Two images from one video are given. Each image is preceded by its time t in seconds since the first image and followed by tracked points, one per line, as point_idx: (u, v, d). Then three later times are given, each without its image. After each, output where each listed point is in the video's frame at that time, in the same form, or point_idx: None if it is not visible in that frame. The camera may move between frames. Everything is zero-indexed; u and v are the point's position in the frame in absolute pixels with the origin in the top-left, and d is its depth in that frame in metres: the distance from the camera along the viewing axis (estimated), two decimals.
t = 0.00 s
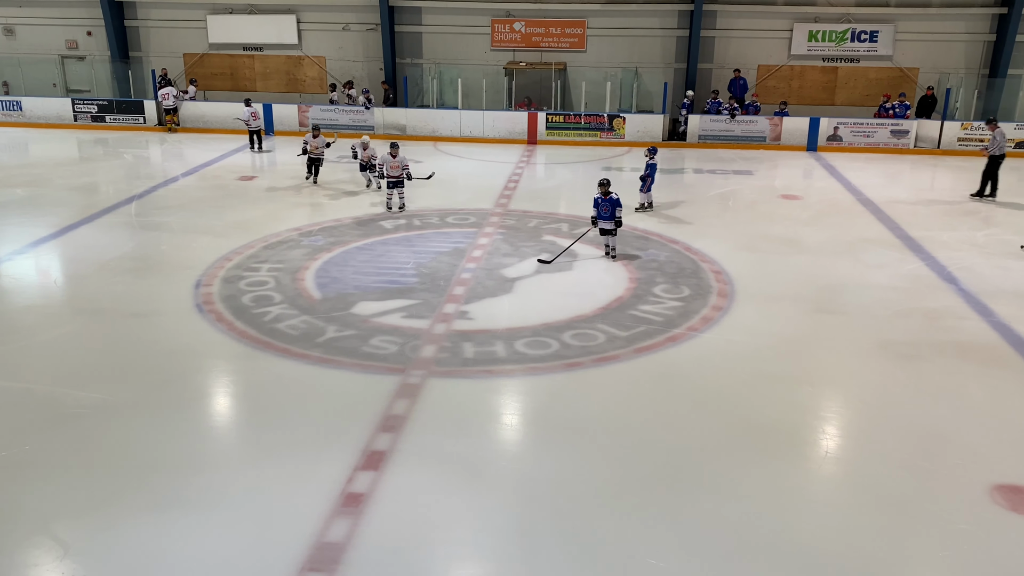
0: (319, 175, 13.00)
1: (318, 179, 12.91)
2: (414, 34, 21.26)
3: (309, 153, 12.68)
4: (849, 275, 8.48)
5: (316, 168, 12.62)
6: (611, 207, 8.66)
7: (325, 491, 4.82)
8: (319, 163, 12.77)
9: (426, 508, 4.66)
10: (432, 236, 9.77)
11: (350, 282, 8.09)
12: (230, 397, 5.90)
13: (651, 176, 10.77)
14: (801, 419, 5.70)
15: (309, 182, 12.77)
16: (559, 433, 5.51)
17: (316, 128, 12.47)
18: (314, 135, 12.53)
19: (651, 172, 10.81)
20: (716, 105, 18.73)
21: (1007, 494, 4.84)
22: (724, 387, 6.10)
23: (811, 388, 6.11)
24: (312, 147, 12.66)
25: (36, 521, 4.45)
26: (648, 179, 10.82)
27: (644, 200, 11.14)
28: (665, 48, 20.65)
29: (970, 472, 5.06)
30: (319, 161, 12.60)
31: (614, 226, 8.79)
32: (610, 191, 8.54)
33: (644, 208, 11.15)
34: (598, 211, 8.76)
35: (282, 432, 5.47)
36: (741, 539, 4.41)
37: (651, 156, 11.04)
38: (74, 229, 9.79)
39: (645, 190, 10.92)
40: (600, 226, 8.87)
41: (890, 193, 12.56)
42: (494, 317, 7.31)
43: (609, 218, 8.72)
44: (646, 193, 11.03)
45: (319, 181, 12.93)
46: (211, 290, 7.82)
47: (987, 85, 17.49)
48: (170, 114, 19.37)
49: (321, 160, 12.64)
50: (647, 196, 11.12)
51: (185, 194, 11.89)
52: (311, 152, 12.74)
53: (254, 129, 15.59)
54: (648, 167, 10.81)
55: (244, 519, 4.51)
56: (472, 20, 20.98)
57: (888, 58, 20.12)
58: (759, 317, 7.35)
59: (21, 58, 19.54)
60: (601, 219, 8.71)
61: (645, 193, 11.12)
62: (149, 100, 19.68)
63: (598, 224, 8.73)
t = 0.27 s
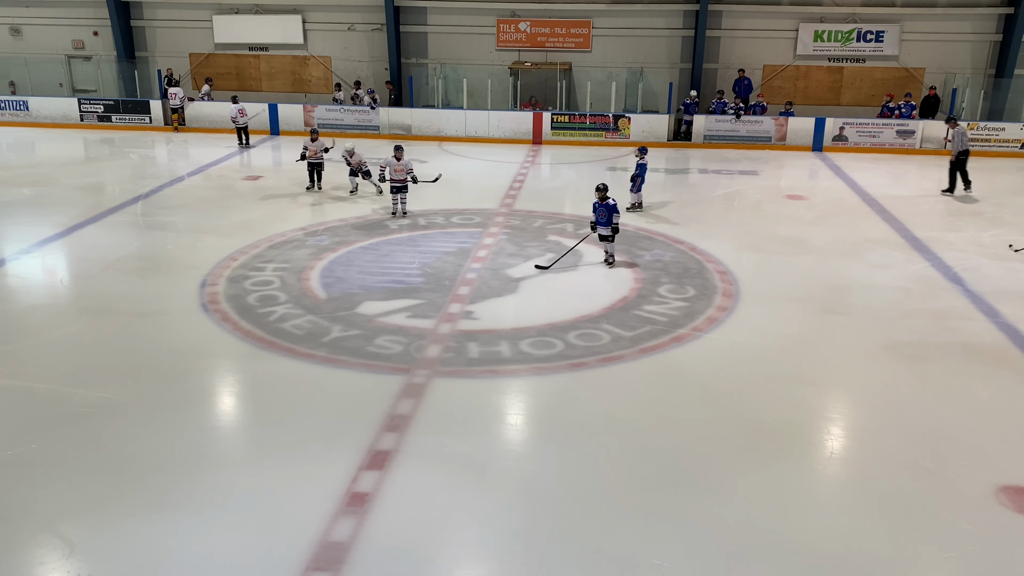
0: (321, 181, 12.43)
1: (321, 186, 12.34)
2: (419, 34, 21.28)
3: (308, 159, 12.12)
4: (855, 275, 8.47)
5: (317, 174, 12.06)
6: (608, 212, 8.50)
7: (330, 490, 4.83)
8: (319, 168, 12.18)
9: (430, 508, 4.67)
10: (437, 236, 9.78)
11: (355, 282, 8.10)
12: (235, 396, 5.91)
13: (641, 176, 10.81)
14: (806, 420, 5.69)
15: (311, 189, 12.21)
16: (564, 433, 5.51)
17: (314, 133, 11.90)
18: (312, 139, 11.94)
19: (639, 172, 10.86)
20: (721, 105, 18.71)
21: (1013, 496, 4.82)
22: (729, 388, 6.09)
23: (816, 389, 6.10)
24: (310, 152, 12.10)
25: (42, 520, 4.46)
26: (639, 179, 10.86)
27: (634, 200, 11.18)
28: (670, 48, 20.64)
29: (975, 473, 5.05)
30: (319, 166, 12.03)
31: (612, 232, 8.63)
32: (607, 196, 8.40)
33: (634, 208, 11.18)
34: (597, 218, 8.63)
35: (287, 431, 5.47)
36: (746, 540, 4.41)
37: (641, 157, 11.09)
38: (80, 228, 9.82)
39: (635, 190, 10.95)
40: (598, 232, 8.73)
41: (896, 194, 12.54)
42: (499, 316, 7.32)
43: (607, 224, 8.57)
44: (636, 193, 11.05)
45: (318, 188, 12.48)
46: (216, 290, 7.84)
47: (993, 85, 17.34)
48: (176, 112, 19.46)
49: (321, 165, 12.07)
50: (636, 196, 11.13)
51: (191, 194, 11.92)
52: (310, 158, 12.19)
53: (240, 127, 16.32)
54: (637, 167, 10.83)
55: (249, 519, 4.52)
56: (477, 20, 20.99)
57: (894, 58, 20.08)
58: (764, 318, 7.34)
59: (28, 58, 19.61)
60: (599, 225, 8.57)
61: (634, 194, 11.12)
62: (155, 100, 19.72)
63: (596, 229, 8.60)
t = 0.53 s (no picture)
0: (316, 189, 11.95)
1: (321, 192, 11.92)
2: (423, 34, 21.30)
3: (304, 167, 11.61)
4: (859, 275, 8.45)
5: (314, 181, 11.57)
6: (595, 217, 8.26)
7: (333, 490, 4.83)
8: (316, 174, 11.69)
9: (432, 508, 4.67)
10: (441, 236, 9.78)
11: (358, 282, 8.10)
12: (238, 396, 5.92)
13: (630, 176, 10.80)
14: (809, 420, 5.68)
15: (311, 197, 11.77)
16: (566, 434, 5.50)
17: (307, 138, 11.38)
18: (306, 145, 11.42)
19: (629, 172, 10.85)
20: (725, 105, 18.69)
21: (1017, 497, 4.81)
22: (731, 388, 6.09)
23: (819, 389, 6.09)
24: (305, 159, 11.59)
25: (45, 519, 4.46)
26: (627, 179, 10.84)
27: (622, 200, 11.17)
28: (674, 48, 20.63)
29: (979, 474, 5.04)
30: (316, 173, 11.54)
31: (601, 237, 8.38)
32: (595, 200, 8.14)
33: (622, 208, 11.17)
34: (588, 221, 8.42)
35: (290, 431, 5.47)
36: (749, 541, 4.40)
37: (630, 157, 11.08)
38: (85, 228, 9.85)
39: (624, 190, 10.94)
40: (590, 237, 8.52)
41: (900, 194, 12.51)
42: (502, 316, 7.32)
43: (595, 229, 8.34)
44: (625, 192, 11.04)
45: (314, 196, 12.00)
46: (220, 290, 7.85)
47: (997, 85, 17.43)
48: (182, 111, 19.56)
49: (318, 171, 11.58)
50: (625, 196, 11.15)
51: (195, 194, 11.93)
52: (306, 165, 11.67)
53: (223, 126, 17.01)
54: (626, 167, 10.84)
55: (252, 518, 4.52)
56: (481, 20, 21.00)
57: (897, 58, 20.06)
58: (768, 318, 7.33)
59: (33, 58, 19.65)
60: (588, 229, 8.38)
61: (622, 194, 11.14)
62: (159, 100, 19.75)
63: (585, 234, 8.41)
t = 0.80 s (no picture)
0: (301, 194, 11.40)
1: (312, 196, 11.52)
2: (424, 34, 21.30)
3: (290, 174, 11.13)
4: (860, 275, 8.45)
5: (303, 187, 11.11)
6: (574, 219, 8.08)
7: (334, 490, 4.83)
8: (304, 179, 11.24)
9: (433, 508, 4.67)
10: (442, 236, 9.78)
11: (359, 282, 8.11)
12: (240, 396, 5.92)
13: (616, 176, 10.82)
14: (810, 420, 5.67)
15: (303, 203, 11.37)
16: (568, 434, 5.50)
17: (292, 143, 10.88)
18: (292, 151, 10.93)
19: (616, 172, 10.85)
20: (726, 105, 18.69)
21: (1018, 497, 4.81)
22: (732, 388, 6.09)
23: (821, 389, 6.09)
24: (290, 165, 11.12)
25: (46, 519, 4.47)
26: (614, 179, 10.85)
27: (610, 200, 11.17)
28: (675, 49, 20.62)
29: (981, 474, 5.03)
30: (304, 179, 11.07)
31: (582, 242, 8.14)
32: (576, 204, 7.97)
33: (610, 207, 11.18)
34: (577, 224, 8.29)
35: (292, 431, 5.48)
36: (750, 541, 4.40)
37: (619, 158, 11.08)
38: (86, 228, 9.85)
39: (611, 190, 10.95)
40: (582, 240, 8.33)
41: (902, 194, 12.50)
42: (503, 316, 7.32)
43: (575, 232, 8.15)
44: (612, 192, 11.06)
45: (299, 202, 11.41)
46: (221, 289, 7.85)
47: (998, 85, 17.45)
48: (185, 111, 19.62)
49: (306, 176, 11.13)
50: (613, 196, 11.15)
51: (196, 194, 11.92)
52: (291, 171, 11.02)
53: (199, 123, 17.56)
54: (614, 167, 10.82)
55: (253, 518, 4.53)
56: (482, 20, 21.01)
57: (899, 58, 20.05)
58: (769, 318, 7.33)
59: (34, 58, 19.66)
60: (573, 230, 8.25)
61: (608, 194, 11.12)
62: (160, 100, 19.75)
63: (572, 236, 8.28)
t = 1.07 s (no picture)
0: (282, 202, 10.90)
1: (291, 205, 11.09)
2: (425, 34, 21.31)
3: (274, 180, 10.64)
4: (861, 276, 8.44)
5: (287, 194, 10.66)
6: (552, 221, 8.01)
7: (335, 490, 4.83)
8: (287, 187, 10.81)
9: (434, 508, 4.67)
10: (442, 235, 9.78)
11: (359, 282, 8.11)
12: (240, 395, 5.92)
13: (604, 176, 10.84)
14: (810, 420, 5.68)
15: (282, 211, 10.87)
16: (568, 434, 5.50)
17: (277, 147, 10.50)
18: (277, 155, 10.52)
19: (604, 172, 10.87)
20: (726, 105, 18.69)
21: (1019, 497, 4.81)
22: (732, 388, 6.09)
23: (822, 389, 6.09)
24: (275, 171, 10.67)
25: (47, 519, 4.47)
26: (601, 179, 10.88)
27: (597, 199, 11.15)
28: (676, 48, 20.62)
29: (982, 474, 5.03)
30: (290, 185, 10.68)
31: (561, 244, 8.04)
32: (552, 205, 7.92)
33: (597, 206, 11.17)
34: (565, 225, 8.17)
35: (293, 431, 5.48)
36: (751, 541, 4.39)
37: (604, 157, 11.10)
38: (86, 228, 9.85)
39: (599, 190, 10.98)
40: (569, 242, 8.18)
41: (902, 194, 12.49)
42: (504, 316, 7.32)
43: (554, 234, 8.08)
44: (600, 191, 11.06)
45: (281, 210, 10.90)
46: (221, 289, 7.85)
47: (998, 85, 17.47)
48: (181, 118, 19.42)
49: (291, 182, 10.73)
50: (600, 195, 11.16)
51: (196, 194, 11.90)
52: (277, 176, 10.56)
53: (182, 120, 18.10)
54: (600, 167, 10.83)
55: (254, 518, 4.53)
56: (482, 20, 21.01)
57: (899, 58, 20.05)
58: (769, 318, 7.33)
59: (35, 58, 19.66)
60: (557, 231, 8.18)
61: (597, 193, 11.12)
62: (160, 100, 19.75)
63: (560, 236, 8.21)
